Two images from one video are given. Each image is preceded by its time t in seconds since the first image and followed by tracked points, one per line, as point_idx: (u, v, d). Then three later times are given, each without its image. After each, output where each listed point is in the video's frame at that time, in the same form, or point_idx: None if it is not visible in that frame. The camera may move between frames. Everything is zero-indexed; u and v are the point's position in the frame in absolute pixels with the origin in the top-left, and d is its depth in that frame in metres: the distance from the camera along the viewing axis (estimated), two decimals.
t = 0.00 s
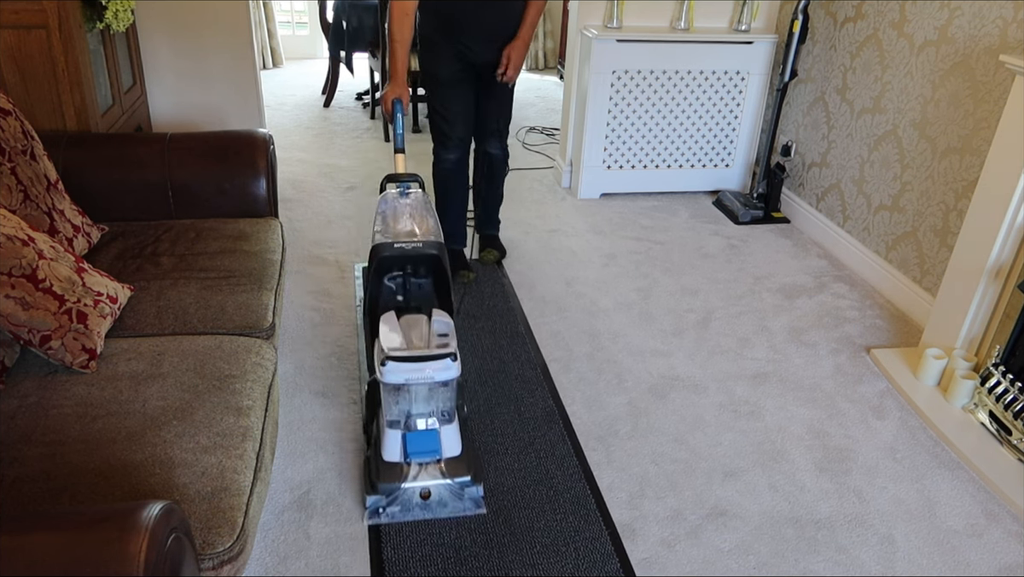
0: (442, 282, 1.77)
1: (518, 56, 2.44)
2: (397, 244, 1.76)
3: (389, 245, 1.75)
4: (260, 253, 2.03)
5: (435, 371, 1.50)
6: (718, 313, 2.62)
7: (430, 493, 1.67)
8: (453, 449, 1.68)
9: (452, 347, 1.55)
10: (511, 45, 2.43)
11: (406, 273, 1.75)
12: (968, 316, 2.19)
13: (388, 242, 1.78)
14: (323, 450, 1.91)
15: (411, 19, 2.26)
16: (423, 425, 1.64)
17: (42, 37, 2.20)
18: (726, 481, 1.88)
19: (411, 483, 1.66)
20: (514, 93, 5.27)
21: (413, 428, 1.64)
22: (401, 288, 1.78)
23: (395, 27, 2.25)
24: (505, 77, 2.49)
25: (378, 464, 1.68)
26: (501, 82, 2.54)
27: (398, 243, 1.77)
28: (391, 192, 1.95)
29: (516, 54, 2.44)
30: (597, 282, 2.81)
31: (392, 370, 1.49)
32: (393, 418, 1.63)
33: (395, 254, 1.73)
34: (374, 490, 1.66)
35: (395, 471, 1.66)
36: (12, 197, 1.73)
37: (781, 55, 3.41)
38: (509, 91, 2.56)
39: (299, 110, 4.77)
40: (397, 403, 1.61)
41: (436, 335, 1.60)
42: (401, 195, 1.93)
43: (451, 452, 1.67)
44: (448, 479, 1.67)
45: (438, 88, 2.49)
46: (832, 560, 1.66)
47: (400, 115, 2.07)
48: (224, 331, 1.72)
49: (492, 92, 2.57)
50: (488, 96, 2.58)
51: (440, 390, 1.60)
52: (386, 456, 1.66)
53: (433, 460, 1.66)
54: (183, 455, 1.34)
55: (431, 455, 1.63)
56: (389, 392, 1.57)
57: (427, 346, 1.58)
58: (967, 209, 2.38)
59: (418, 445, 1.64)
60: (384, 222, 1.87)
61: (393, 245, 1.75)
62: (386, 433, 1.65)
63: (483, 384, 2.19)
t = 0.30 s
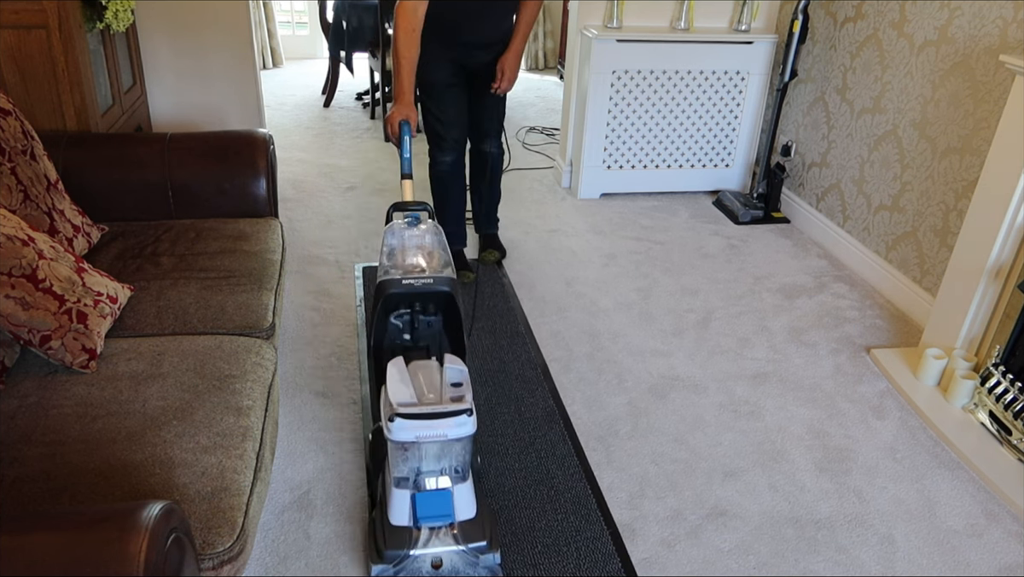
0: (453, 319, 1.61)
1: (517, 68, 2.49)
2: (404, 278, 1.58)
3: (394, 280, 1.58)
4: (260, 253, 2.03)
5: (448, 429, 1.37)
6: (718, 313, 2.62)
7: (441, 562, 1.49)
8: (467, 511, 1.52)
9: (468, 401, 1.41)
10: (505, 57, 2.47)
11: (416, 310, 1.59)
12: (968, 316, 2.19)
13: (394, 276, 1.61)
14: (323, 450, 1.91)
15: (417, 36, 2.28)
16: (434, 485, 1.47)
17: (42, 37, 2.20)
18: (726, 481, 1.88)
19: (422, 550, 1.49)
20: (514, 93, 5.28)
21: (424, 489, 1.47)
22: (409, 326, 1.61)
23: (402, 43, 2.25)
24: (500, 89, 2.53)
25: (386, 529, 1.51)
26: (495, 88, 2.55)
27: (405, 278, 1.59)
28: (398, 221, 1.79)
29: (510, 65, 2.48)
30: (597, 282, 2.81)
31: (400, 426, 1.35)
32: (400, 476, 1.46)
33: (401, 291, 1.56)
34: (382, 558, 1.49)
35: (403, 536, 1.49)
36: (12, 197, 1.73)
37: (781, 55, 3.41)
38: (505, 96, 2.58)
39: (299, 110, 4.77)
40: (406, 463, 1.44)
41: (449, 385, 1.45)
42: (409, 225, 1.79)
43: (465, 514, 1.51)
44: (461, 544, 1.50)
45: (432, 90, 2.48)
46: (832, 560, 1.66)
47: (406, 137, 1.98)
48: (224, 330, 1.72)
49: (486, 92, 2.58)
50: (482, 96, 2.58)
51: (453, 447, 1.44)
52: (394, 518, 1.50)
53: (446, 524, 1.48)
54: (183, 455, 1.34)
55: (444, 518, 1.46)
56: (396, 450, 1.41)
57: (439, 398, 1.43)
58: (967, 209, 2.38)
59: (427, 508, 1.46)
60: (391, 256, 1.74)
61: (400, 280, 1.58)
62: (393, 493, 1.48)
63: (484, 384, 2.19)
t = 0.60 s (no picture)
0: (460, 330, 1.61)
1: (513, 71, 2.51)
2: (412, 288, 1.58)
3: (403, 289, 1.58)
4: (260, 253, 2.03)
5: (451, 446, 1.36)
6: (718, 313, 2.62)
7: None
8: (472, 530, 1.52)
9: (472, 417, 1.40)
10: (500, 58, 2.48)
11: (422, 319, 1.59)
12: (968, 316, 2.19)
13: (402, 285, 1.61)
14: (323, 450, 1.91)
15: (423, 35, 2.27)
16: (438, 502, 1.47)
17: (42, 37, 2.20)
18: (726, 481, 1.88)
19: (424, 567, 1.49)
20: (514, 93, 5.27)
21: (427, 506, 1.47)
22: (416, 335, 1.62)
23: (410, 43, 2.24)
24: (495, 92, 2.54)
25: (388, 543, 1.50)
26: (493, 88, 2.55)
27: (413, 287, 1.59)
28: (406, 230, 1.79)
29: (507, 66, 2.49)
30: (597, 282, 2.81)
31: (402, 443, 1.35)
32: (403, 490, 1.46)
33: (409, 300, 1.56)
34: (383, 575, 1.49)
35: (405, 553, 1.49)
36: (12, 197, 1.73)
37: (781, 55, 3.41)
38: (503, 97, 2.58)
39: (299, 110, 4.77)
40: (409, 477, 1.44)
41: (453, 401, 1.44)
42: (418, 232, 1.79)
43: (468, 532, 1.52)
44: (463, 563, 1.50)
45: (432, 91, 2.47)
46: (833, 560, 1.66)
47: (417, 141, 1.97)
48: (224, 331, 1.72)
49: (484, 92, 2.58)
50: (480, 96, 2.59)
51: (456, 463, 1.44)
52: (395, 536, 1.49)
53: (448, 542, 1.48)
54: (183, 455, 1.34)
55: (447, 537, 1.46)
56: (399, 466, 1.40)
57: (443, 414, 1.42)
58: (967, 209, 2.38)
59: (428, 524, 1.45)
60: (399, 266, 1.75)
61: (407, 290, 1.58)
62: (395, 509, 1.48)
63: (484, 384, 2.19)
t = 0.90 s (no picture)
0: (458, 321, 1.62)
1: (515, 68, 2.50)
2: (410, 278, 1.59)
3: (401, 279, 1.59)
4: (260, 253, 2.03)
5: (449, 429, 1.38)
6: (718, 313, 2.62)
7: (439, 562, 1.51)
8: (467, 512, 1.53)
9: (468, 401, 1.43)
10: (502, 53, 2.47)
11: (421, 309, 1.60)
12: (968, 315, 2.19)
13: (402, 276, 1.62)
14: (323, 450, 1.91)
15: (422, 32, 2.27)
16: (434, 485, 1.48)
17: (42, 37, 2.20)
18: (726, 481, 1.88)
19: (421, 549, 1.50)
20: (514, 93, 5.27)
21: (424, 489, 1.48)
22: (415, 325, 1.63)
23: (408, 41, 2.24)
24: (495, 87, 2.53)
25: (387, 526, 1.52)
26: (493, 88, 2.55)
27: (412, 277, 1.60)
28: (406, 221, 1.79)
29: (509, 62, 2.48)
30: (597, 282, 2.81)
31: (400, 427, 1.37)
32: (401, 474, 1.48)
33: (408, 291, 1.56)
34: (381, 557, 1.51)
35: (403, 534, 1.51)
36: (12, 197, 1.73)
37: (781, 55, 3.41)
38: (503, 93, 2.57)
39: (300, 110, 4.77)
40: (406, 462, 1.45)
41: (450, 386, 1.46)
42: (416, 225, 1.80)
43: (465, 514, 1.53)
44: (459, 544, 1.51)
45: (432, 91, 2.47)
46: (833, 560, 1.66)
47: (417, 136, 1.98)
48: (224, 331, 1.72)
49: (484, 91, 2.58)
50: (480, 96, 2.58)
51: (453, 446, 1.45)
52: (394, 518, 1.51)
53: (444, 524, 1.49)
54: (183, 455, 1.34)
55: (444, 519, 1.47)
56: (398, 449, 1.42)
57: (440, 398, 1.44)
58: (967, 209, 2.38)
59: (425, 507, 1.47)
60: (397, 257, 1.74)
61: (406, 280, 1.58)
62: (393, 491, 1.49)
63: (484, 384, 2.19)
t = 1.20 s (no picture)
0: (456, 311, 1.64)
1: (516, 67, 2.49)
2: (408, 269, 1.62)
3: (399, 270, 1.62)
4: (260, 253, 2.03)
5: (447, 415, 1.40)
6: (718, 313, 2.62)
7: (439, 543, 1.56)
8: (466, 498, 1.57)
9: (466, 388, 1.45)
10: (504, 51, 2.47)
11: (419, 299, 1.62)
12: (968, 315, 2.19)
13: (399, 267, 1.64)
14: (323, 450, 1.91)
15: (419, 28, 2.27)
16: (432, 470, 1.52)
17: (42, 37, 2.20)
18: (726, 481, 1.88)
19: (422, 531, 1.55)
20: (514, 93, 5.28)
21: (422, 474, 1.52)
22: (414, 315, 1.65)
23: (405, 36, 2.25)
24: (496, 86, 2.53)
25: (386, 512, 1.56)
26: (494, 88, 2.55)
27: (410, 267, 1.63)
28: (405, 212, 1.81)
29: (512, 61, 2.47)
30: (597, 282, 2.81)
31: (400, 413, 1.39)
32: (400, 460, 1.51)
33: (405, 281, 1.59)
34: (382, 540, 1.54)
35: (403, 519, 1.55)
36: (12, 197, 1.73)
37: (781, 55, 3.41)
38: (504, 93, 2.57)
39: (300, 110, 4.77)
40: (405, 447, 1.48)
41: (448, 372, 1.49)
42: (414, 217, 1.81)
43: (463, 499, 1.56)
44: (458, 528, 1.55)
45: (434, 90, 2.48)
46: (832, 560, 1.66)
47: (413, 129, 1.97)
48: (224, 331, 1.72)
49: (486, 92, 2.59)
50: (482, 96, 2.59)
51: (451, 432, 1.48)
52: (394, 502, 1.55)
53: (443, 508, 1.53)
54: (183, 455, 1.34)
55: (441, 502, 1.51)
56: (397, 435, 1.45)
57: (438, 384, 1.47)
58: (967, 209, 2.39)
59: (424, 491, 1.51)
60: (397, 247, 1.76)
61: (404, 271, 1.61)
62: (393, 477, 1.53)
63: (483, 384, 2.19)
